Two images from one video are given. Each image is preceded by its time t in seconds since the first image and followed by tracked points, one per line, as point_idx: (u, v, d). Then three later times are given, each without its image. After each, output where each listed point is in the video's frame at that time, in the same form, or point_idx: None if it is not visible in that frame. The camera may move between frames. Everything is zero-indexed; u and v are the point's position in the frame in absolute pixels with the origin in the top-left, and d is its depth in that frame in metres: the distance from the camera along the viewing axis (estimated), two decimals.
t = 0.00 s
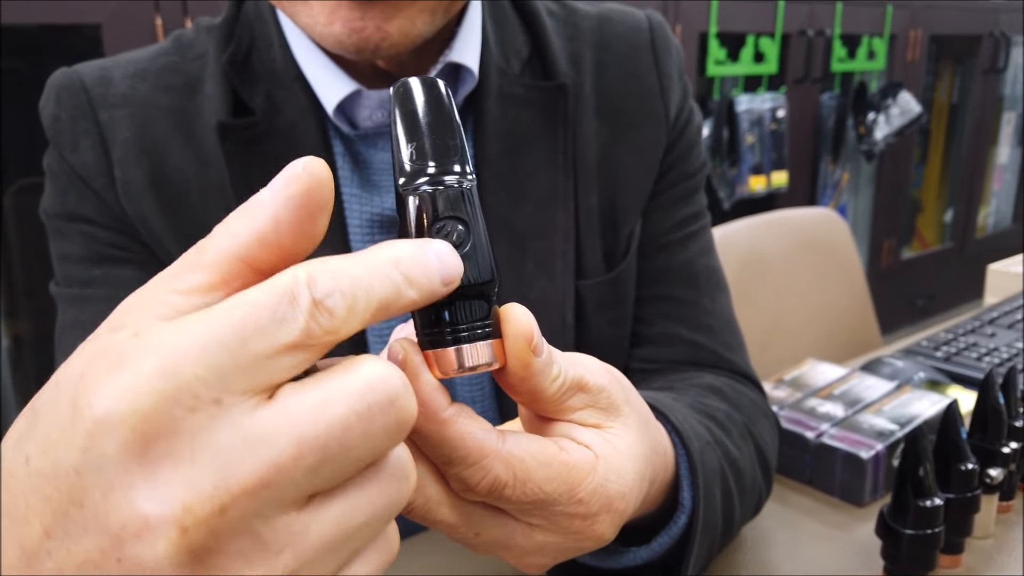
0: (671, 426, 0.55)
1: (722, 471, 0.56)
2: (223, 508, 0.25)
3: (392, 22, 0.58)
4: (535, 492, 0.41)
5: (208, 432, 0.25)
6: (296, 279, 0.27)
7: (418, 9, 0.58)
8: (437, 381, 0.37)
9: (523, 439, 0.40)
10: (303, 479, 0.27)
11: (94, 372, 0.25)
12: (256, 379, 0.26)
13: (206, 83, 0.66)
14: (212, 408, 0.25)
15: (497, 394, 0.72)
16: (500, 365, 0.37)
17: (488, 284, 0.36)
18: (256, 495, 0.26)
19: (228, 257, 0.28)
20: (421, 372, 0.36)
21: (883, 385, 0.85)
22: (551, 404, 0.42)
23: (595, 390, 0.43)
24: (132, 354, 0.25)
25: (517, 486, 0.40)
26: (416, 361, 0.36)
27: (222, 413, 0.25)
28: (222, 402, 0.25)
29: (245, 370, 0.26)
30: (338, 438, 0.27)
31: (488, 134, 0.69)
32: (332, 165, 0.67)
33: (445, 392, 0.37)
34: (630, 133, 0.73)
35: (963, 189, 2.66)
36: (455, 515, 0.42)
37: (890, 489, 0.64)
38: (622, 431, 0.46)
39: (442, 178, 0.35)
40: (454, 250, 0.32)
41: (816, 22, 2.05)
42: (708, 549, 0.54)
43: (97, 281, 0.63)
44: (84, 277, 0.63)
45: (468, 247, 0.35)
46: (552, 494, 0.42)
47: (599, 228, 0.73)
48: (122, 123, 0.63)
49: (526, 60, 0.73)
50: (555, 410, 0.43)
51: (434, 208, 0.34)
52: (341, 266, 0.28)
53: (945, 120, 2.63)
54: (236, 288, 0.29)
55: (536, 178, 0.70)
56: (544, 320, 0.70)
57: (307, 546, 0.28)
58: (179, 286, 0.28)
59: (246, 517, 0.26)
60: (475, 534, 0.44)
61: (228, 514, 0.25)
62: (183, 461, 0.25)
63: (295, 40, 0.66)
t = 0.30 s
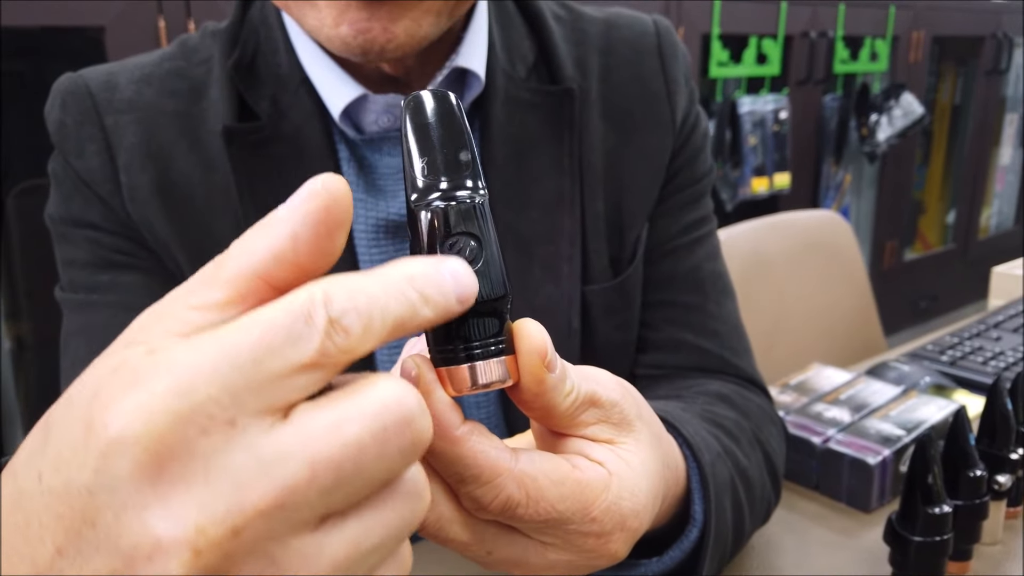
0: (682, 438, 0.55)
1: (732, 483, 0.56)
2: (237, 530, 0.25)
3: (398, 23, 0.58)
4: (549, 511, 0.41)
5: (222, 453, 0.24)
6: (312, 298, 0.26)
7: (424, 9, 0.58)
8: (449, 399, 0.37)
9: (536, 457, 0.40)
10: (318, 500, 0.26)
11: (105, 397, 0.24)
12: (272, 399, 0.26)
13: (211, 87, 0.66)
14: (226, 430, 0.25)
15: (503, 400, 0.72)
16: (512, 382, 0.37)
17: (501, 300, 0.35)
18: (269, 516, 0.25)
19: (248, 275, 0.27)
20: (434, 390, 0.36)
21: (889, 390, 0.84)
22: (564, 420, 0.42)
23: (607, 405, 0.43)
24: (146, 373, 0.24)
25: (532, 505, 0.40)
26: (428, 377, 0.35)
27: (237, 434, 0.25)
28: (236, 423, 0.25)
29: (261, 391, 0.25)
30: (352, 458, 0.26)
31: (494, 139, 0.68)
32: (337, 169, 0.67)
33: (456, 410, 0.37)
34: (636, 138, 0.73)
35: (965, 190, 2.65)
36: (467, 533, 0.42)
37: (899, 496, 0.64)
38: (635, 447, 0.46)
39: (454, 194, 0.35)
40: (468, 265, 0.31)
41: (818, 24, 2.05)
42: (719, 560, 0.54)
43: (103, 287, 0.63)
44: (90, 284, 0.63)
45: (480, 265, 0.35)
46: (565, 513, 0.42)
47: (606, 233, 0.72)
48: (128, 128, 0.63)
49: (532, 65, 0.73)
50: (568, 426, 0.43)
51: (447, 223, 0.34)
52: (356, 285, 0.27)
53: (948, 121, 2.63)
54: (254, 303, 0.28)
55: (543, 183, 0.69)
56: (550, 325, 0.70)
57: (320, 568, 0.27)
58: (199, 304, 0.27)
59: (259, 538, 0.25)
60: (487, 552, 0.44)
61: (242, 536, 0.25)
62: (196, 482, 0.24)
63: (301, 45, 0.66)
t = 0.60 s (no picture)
0: (687, 444, 0.55)
1: (738, 488, 0.56)
2: (257, 511, 0.25)
3: (400, 31, 0.58)
4: (556, 517, 0.41)
5: (242, 434, 0.25)
6: (328, 284, 0.27)
7: (425, 17, 0.58)
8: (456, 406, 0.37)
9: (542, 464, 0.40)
10: (335, 482, 0.27)
11: (129, 382, 0.25)
12: (289, 383, 0.26)
13: (216, 89, 0.66)
14: (245, 413, 0.25)
15: (508, 402, 0.71)
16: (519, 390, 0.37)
17: (506, 307, 0.35)
18: (290, 497, 0.26)
19: (267, 263, 0.28)
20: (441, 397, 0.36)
21: (893, 392, 0.84)
22: (570, 426, 0.42)
23: (613, 410, 0.43)
24: (168, 358, 0.25)
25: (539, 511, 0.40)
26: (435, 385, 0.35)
27: (256, 415, 0.25)
28: (256, 406, 0.25)
29: (280, 376, 0.26)
30: (369, 441, 0.27)
31: (499, 141, 0.68)
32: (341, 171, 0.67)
33: (463, 417, 0.37)
34: (639, 140, 0.73)
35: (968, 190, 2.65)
36: (474, 540, 0.42)
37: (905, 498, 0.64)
38: (641, 453, 0.46)
39: (458, 202, 0.35)
40: (483, 255, 0.31)
41: (821, 24, 2.04)
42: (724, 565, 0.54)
43: (107, 289, 0.63)
44: (95, 285, 0.63)
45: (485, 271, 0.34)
46: (573, 519, 0.42)
47: (610, 235, 0.72)
48: (132, 130, 0.63)
49: (536, 67, 0.73)
50: (574, 432, 0.43)
51: (452, 231, 0.34)
52: (372, 272, 0.28)
53: (950, 122, 2.61)
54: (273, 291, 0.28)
55: (547, 185, 0.69)
56: (554, 328, 0.69)
57: (338, 548, 0.27)
58: (220, 292, 0.27)
59: (279, 519, 0.26)
60: (494, 560, 0.44)
61: (262, 516, 0.25)
62: (216, 461, 0.25)
63: (305, 47, 0.66)
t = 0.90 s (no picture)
0: (695, 451, 0.55)
1: (746, 494, 0.56)
2: (262, 498, 0.25)
3: (408, 33, 0.57)
4: (566, 525, 0.41)
5: (247, 423, 0.25)
6: (333, 276, 0.27)
7: (434, 21, 0.58)
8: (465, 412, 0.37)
9: (551, 470, 0.41)
10: (342, 471, 0.27)
11: (137, 369, 0.25)
12: (296, 372, 0.26)
13: (223, 94, 0.66)
14: (249, 401, 0.25)
15: (515, 407, 0.72)
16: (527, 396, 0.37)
17: (515, 314, 0.35)
18: (296, 485, 0.26)
19: (278, 255, 0.28)
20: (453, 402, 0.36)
21: (899, 396, 0.84)
22: (579, 433, 0.42)
23: (622, 417, 0.43)
24: (174, 346, 0.25)
25: (548, 519, 0.40)
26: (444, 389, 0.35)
27: (261, 404, 0.25)
28: (261, 394, 0.25)
29: (282, 365, 0.26)
30: (374, 431, 0.27)
31: (506, 146, 0.68)
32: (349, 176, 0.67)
33: (473, 423, 0.37)
34: (646, 144, 0.73)
35: (971, 191, 2.65)
36: (484, 546, 0.42)
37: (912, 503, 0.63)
38: (650, 459, 0.46)
39: (466, 209, 0.35)
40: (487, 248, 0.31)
41: (824, 26, 2.04)
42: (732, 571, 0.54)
43: (116, 293, 0.63)
44: (104, 290, 0.63)
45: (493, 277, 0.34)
46: (582, 526, 0.42)
47: (617, 240, 0.72)
48: (141, 135, 0.63)
49: (543, 71, 0.73)
50: (583, 439, 0.43)
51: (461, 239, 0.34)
52: (377, 264, 0.27)
53: (952, 123, 2.61)
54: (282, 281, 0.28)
55: (554, 190, 0.69)
56: (561, 332, 0.69)
57: (344, 536, 0.27)
58: (232, 282, 0.28)
59: (286, 506, 0.26)
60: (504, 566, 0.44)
61: (268, 504, 0.25)
62: (223, 450, 0.25)
63: (312, 52, 0.67)
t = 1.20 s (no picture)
0: (714, 461, 0.55)
1: (765, 503, 0.56)
2: (298, 510, 0.25)
3: (426, 41, 0.58)
4: (585, 531, 0.41)
5: (285, 435, 0.25)
6: (372, 292, 0.27)
7: (450, 28, 0.58)
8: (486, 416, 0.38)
9: (570, 476, 0.40)
10: (378, 486, 0.27)
11: (178, 378, 0.26)
12: (334, 386, 0.26)
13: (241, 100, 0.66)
14: (289, 414, 0.25)
15: (529, 413, 0.71)
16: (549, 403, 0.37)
17: (536, 318, 0.35)
18: (332, 499, 0.26)
19: (321, 270, 0.29)
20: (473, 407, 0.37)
21: (915, 404, 0.83)
22: (599, 440, 0.42)
23: (641, 424, 0.43)
24: (216, 358, 0.26)
25: (567, 526, 0.40)
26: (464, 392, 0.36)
27: (300, 418, 0.25)
28: (300, 408, 0.26)
29: (322, 380, 0.26)
30: (411, 447, 0.27)
31: (522, 153, 0.68)
32: (364, 182, 0.67)
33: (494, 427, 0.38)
34: (661, 150, 0.73)
35: (985, 196, 2.63)
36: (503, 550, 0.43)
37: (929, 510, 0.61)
38: (669, 468, 0.46)
39: (490, 214, 0.35)
40: (522, 270, 0.31)
41: (837, 30, 2.03)
42: None
43: (134, 299, 0.63)
44: (122, 295, 0.63)
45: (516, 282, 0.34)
46: (601, 533, 0.42)
47: (632, 247, 0.72)
48: (159, 141, 0.64)
49: (558, 77, 0.73)
50: (602, 445, 0.43)
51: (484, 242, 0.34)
52: (415, 282, 0.28)
53: (966, 128, 2.57)
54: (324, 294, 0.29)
55: (570, 196, 0.69)
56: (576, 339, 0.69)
57: (377, 551, 0.27)
58: (274, 295, 0.28)
59: (321, 519, 0.26)
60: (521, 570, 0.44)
61: (304, 517, 0.25)
62: (260, 461, 0.25)
63: (329, 59, 0.67)
